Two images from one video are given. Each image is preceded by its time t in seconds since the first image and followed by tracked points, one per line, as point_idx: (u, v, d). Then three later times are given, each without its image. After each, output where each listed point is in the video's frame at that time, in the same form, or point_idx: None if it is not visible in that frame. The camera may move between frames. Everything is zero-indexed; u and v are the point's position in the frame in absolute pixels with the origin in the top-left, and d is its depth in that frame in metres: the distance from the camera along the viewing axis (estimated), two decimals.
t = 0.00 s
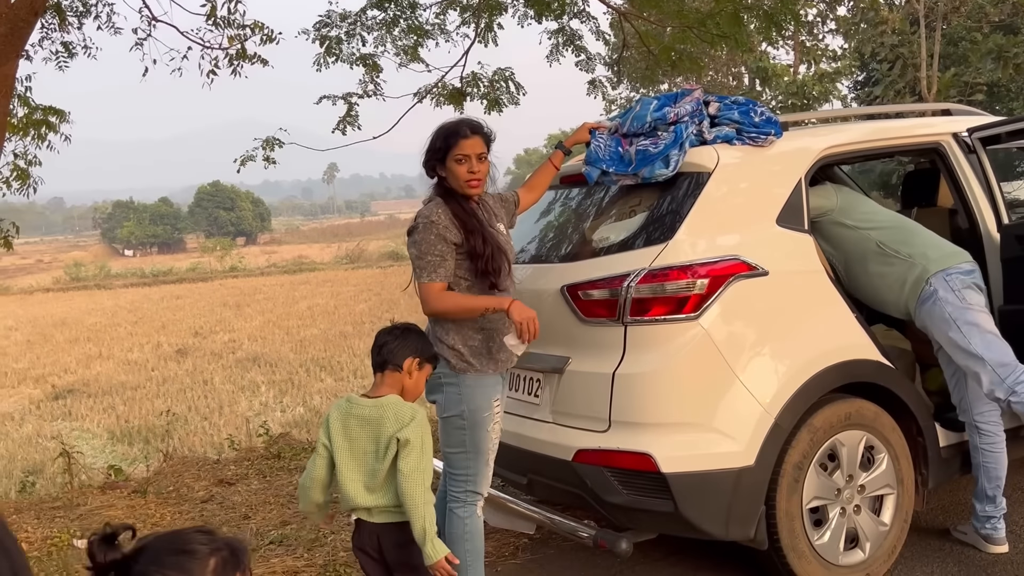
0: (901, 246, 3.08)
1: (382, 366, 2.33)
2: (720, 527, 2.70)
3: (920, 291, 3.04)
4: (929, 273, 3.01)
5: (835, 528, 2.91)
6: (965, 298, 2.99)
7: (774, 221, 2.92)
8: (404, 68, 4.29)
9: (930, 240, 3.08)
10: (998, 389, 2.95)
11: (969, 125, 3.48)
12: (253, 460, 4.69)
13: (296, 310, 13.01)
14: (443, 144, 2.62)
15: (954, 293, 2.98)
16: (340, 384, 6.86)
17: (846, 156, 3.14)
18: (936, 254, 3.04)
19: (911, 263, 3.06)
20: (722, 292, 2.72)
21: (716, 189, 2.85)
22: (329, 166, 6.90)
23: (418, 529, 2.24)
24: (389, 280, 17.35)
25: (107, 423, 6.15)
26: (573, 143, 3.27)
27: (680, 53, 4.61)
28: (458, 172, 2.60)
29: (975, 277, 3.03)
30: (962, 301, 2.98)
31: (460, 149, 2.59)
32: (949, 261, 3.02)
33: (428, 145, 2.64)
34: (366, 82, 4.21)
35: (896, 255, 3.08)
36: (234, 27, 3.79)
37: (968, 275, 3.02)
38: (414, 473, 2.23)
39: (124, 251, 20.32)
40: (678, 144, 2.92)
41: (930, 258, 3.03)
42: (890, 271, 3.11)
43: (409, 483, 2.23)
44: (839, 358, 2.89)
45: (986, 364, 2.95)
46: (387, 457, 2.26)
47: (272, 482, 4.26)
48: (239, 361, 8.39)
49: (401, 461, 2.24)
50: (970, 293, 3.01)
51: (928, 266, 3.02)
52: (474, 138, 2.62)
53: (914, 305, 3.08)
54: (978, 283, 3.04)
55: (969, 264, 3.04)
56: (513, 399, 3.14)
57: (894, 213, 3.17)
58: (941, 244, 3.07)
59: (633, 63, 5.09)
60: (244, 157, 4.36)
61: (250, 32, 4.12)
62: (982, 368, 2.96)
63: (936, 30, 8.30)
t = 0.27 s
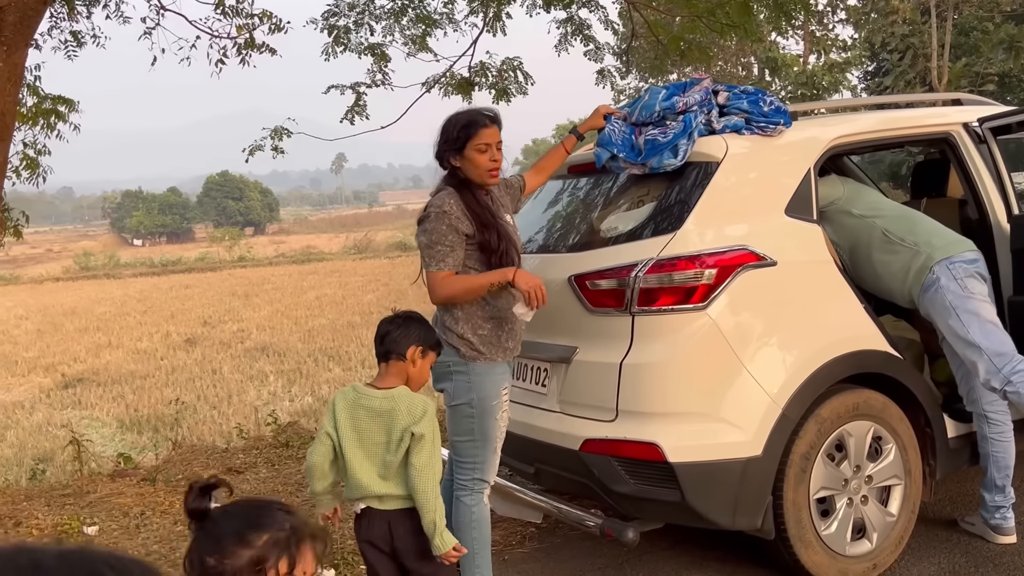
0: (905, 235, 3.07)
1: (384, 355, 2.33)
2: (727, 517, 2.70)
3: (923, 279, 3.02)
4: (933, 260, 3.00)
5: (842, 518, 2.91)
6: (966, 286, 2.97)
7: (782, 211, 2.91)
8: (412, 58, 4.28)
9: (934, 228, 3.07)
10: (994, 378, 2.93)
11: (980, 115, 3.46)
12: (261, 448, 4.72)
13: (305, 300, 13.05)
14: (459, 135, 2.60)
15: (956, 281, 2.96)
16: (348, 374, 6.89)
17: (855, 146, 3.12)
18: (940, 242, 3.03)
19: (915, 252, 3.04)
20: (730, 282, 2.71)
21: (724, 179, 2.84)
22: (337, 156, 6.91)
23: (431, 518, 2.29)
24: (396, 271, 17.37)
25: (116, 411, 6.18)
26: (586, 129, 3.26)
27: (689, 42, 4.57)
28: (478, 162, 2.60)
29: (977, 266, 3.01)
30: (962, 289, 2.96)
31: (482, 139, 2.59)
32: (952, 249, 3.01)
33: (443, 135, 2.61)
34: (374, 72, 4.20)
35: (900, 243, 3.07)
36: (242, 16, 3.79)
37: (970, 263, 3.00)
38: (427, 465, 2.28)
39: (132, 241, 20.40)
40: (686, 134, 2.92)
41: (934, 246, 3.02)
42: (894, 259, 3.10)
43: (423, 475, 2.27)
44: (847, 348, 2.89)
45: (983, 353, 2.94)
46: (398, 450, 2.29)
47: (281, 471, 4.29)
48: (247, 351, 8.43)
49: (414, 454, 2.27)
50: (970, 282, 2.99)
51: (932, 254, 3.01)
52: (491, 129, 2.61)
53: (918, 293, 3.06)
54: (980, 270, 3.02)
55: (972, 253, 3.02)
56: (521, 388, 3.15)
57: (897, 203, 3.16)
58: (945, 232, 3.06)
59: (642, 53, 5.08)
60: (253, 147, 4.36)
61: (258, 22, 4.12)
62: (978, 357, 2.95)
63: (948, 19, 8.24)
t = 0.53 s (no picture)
0: (913, 231, 3.06)
1: (394, 346, 2.34)
2: (730, 510, 2.70)
3: (932, 277, 3.02)
4: (941, 258, 3.00)
5: (845, 511, 2.92)
6: (976, 284, 2.98)
7: (787, 204, 2.91)
8: (416, 51, 4.27)
9: (942, 225, 3.06)
10: (1006, 377, 2.96)
11: (985, 108, 3.45)
12: (265, 440, 4.74)
13: (308, 294, 13.05)
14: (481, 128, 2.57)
15: (966, 279, 2.97)
16: (352, 367, 6.90)
17: (860, 140, 3.11)
18: (948, 239, 3.02)
19: (923, 249, 3.04)
20: (734, 276, 2.71)
21: (729, 172, 2.84)
22: (342, 149, 6.92)
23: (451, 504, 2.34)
24: (400, 265, 17.38)
25: (121, 403, 6.21)
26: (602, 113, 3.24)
27: (694, 35, 4.55)
28: (502, 151, 2.61)
29: (988, 263, 3.02)
30: (971, 288, 2.98)
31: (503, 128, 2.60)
32: (961, 246, 3.00)
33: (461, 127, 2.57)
34: (378, 64, 4.20)
35: (907, 240, 3.06)
36: (246, 8, 3.78)
37: (980, 261, 3.01)
38: (442, 454, 2.31)
39: (137, 234, 20.44)
40: (691, 126, 2.91)
41: (942, 244, 3.01)
42: (901, 256, 3.09)
43: (438, 464, 2.30)
44: (851, 342, 2.89)
45: (994, 352, 2.96)
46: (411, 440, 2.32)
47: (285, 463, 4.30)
48: (251, 344, 8.44)
49: (427, 444, 2.31)
50: (980, 280, 2.99)
51: (939, 251, 3.01)
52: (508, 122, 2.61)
53: (925, 289, 3.06)
54: (991, 268, 3.03)
55: (981, 249, 3.02)
56: (524, 381, 3.15)
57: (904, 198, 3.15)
58: (954, 229, 3.05)
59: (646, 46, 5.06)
60: (257, 140, 4.36)
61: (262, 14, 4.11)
62: (989, 356, 2.97)
63: (954, 12, 8.20)
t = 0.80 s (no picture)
0: (921, 229, 3.06)
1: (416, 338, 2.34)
2: (729, 506, 2.71)
3: (940, 276, 3.03)
4: (948, 258, 3.00)
5: (844, 507, 2.93)
6: (985, 283, 2.98)
7: (786, 201, 2.91)
8: (416, 47, 4.27)
9: (950, 222, 3.06)
10: (1017, 376, 2.95)
11: (986, 105, 3.45)
12: (265, 436, 4.75)
13: (309, 290, 13.05)
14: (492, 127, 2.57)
15: (975, 278, 2.98)
16: (352, 363, 6.91)
17: (860, 136, 3.12)
18: (955, 238, 3.02)
19: (930, 247, 3.05)
20: (733, 272, 2.71)
21: (729, 168, 2.84)
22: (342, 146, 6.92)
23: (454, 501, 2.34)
24: (399, 261, 17.38)
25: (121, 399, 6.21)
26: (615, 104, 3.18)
27: (694, 32, 4.55)
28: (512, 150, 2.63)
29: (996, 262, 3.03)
30: (980, 286, 2.98)
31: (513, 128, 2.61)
32: (969, 246, 3.01)
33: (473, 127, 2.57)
34: (378, 60, 4.19)
35: (914, 238, 3.07)
36: (246, 4, 3.78)
37: (988, 260, 3.01)
38: (450, 450, 2.31)
39: (136, 230, 20.43)
40: (692, 124, 2.91)
41: (950, 242, 3.02)
42: (906, 253, 3.10)
43: (445, 459, 2.31)
44: (850, 338, 2.89)
45: (1004, 352, 2.96)
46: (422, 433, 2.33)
47: (284, 459, 4.31)
48: (251, 339, 8.45)
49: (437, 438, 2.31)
50: (989, 278, 3.00)
51: (947, 250, 3.01)
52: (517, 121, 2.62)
53: (932, 288, 3.07)
54: (998, 266, 3.04)
55: (989, 247, 3.03)
56: (523, 376, 3.16)
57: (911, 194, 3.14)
58: (961, 227, 3.05)
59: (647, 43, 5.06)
60: (257, 135, 4.36)
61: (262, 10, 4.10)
62: (998, 355, 2.97)
63: (955, 9, 8.18)
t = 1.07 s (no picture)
0: (921, 229, 3.06)
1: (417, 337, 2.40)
2: (723, 504, 2.72)
3: (939, 277, 3.04)
4: (948, 258, 3.01)
5: (838, 505, 2.94)
6: (983, 285, 2.99)
7: (781, 199, 2.92)
8: (412, 46, 4.26)
9: (950, 222, 3.06)
10: (1013, 380, 2.94)
11: (980, 104, 3.46)
12: (261, 435, 4.75)
13: (305, 288, 13.04)
14: (496, 130, 2.56)
15: (973, 280, 2.99)
16: (348, 362, 6.91)
17: (855, 135, 3.13)
18: (955, 239, 3.03)
19: (929, 247, 3.05)
20: (728, 270, 2.72)
21: (724, 167, 2.85)
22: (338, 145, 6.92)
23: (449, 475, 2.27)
24: (396, 259, 17.37)
25: (116, 399, 6.20)
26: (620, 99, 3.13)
27: (690, 30, 4.56)
28: (517, 154, 2.62)
29: (994, 264, 3.04)
30: (977, 288, 2.99)
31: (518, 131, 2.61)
32: (969, 247, 3.02)
33: (481, 129, 2.56)
34: (374, 59, 4.19)
35: (914, 237, 3.07)
36: (241, 2, 3.78)
37: (987, 263, 3.02)
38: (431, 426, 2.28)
39: (132, 229, 20.39)
40: (687, 122, 2.92)
41: (950, 241, 3.03)
42: (905, 252, 3.11)
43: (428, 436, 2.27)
44: (845, 336, 2.90)
45: (1000, 354, 2.96)
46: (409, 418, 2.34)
47: (280, 458, 4.31)
48: (247, 338, 8.45)
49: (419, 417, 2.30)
50: (987, 280, 3.01)
51: (946, 251, 3.02)
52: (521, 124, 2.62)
53: (931, 288, 3.09)
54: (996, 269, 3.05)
55: (988, 248, 3.04)
56: (519, 375, 3.16)
57: (910, 193, 3.14)
58: (961, 227, 3.05)
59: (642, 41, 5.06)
60: (252, 134, 4.36)
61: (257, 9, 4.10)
62: (995, 358, 2.97)
63: (949, 8, 8.20)
